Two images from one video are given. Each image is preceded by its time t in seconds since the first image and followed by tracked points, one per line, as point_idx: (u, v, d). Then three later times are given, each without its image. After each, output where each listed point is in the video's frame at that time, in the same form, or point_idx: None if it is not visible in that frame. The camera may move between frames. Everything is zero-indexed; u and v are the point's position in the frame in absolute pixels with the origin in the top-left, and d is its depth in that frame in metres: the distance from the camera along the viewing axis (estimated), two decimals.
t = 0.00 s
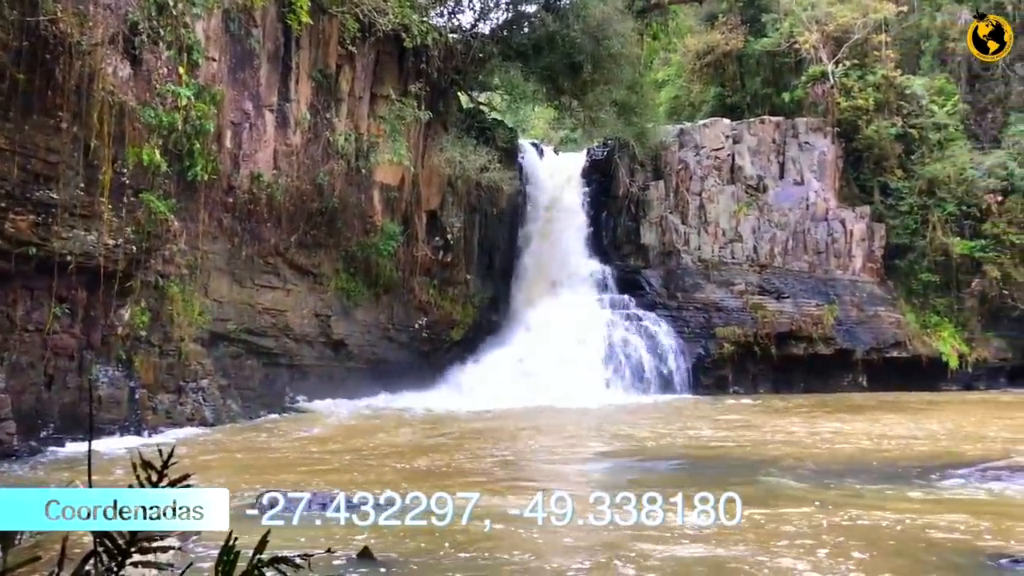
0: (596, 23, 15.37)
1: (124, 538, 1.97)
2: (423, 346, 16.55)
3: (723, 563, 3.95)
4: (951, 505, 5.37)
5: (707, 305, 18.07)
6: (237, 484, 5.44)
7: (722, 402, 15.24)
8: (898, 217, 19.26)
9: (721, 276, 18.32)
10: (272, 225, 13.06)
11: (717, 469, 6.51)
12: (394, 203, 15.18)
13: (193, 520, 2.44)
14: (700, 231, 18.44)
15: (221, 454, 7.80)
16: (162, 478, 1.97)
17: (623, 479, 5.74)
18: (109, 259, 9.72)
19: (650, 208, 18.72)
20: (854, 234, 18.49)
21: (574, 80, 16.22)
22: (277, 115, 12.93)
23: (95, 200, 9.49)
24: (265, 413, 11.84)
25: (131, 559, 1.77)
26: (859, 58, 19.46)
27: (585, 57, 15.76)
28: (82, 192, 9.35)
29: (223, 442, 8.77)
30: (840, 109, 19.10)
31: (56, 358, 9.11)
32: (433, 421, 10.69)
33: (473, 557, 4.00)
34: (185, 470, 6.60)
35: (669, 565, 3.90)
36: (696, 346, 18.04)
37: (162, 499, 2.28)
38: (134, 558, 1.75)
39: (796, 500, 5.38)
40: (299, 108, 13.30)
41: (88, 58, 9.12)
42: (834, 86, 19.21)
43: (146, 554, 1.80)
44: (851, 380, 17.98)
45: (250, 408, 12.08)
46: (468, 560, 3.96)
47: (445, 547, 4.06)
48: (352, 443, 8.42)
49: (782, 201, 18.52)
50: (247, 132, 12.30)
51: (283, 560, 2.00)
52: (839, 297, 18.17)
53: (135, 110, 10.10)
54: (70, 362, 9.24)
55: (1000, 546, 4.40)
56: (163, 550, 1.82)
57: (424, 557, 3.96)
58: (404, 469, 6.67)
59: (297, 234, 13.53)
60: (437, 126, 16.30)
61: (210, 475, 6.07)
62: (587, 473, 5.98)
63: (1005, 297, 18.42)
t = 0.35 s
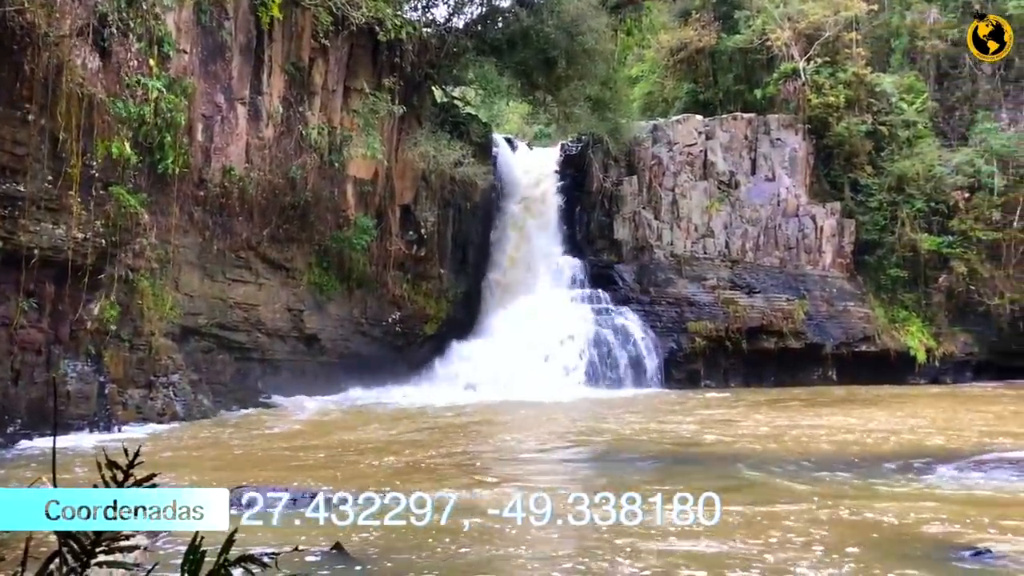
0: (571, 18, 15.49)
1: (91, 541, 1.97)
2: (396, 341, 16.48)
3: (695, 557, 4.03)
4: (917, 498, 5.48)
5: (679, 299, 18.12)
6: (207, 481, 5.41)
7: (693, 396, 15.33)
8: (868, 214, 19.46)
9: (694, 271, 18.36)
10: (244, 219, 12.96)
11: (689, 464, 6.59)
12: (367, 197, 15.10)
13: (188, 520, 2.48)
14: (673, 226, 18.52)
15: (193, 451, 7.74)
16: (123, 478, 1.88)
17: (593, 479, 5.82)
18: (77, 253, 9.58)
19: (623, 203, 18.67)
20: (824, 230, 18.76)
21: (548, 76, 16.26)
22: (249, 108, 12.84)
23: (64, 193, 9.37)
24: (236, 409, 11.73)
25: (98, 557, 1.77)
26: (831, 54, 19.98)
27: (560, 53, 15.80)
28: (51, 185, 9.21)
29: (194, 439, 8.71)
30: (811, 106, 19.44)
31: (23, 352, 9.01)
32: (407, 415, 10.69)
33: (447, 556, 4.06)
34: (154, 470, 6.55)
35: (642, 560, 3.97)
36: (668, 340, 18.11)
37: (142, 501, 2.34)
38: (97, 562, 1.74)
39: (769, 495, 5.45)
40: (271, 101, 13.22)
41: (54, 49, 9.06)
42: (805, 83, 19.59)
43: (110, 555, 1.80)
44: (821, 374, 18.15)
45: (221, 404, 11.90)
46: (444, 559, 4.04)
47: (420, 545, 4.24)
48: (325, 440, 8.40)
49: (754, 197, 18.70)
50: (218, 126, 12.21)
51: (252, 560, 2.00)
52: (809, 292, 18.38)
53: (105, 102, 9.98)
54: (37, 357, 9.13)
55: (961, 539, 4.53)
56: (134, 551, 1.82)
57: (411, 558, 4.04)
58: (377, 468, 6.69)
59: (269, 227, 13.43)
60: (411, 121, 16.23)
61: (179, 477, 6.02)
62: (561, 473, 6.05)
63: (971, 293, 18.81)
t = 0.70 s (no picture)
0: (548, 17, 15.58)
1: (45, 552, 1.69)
2: (372, 338, 16.37)
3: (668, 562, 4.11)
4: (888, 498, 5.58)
5: (655, 298, 18.11)
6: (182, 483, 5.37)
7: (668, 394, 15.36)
8: (842, 213, 19.59)
9: (670, 270, 18.40)
10: (218, 216, 12.85)
11: (663, 468, 6.66)
12: (343, 194, 15.00)
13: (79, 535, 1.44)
14: (649, 225, 18.54)
15: (165, 451, 7.67)
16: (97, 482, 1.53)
17: (570, 490, 5.85)
18: (48, 250, 9.43)
19: (600, 202, 18.63)
20: (798, 229, 18.86)
21: (525, 74, 16.37)
22: (224, 104, 12.75)
23: (34, 189, 9.22)
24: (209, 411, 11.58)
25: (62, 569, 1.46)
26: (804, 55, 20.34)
27: (537, 52, 15.96)
28: (21, 182, 9.07)
29: (168, 438, 8.65)
30: (786, 106, 19.56)
31: None
32: (385, 415, 10.67)
33: (418, 562, 4.13)
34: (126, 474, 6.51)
35: (614, 565, 4.05)
36: (644, 338, 18.07)
37: (14, 498, 1.43)
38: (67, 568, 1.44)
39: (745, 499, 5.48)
40: (246, 98, 13.13)
41: (24, 43, 8.99)
42: (780, 84, 19.77)
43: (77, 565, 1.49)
44: (794, 372, 18.25)
45: (194, 404, 12.11)
46: (417, 564, 4.10)
47: (394, 547, 4.42)
48: (300, 440, 8.36)
49: (729, 196, 18.82)
50: (192, 122, 12.13)
51: (227, 557, 1.64)
52: (784, 291, 18.42)
53: (76, 97, 9.86)
54: (7, 356, 9.02)
55: (929, 536, 4.64)
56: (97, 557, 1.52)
57: (386, 564, 4.11)
58: (353, 469, 6.68)
59: (244, 225, 13.31)
60: (388, 118, 16.12)
61: (151, 487, 6.00)
62: (538, 483, 6.09)
63: (942, 292, 19.09)
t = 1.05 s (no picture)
0: (526, 20, 15.67)
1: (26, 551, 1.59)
2: (348, 340, 16.23)
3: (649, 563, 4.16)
4: (865, 501, 5.65)
5: (632, 300, 18.13)
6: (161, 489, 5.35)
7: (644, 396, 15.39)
8: (817, 216, 19.81)
9: (646, 273, 18.47)
10: (194, 217, 12.74)
11: (642, 470, 6.73)
12: (320, 195, 14.91)
13: None
14: (626, 228, 18.62)
15: (139, 455, 7.61)
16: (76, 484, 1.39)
17: (551, 493, 5.87)
18: (20, 251, 9.32)
19: (578, 205, 18.75)
20: (774, 232, 19.01)
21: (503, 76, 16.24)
22: (200, 104, 12.66)
23: (6, 189, 9.10)
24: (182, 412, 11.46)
25: (32, 572, 1.31)
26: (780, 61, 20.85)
27: (516, 54, 15.89)
28: None
29: (143, 441, 8.57)
30: (762, 110, 19.83)
31: None
32: (364, 417, 10.65)
33: (400, 564, 4.13)
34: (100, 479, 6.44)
35: (595, 566, 4.09)
36: (621, 340, 18.08)
37: None
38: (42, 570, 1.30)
39: (726, 503, 5.53)
40: (222, 98, 13.04)
41: None
42: (756, 88, 20.05)
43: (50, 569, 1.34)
44: (769, 374, 18.37)
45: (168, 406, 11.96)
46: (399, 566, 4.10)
47: (378, 551, 4.41)
48: (279, 443, 8.31)
49: (705, 199, 18.95)
50: (167, 123, 12.03)
51: (199, 560, 1.50)
52: (759, 293, 18.56)
53: (49, 96, 9.77)
54: None
55: (905, 537, 4.70)
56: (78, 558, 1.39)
57: (369, 566, 4.11)
58: (334, 472, 6.67)
59: (220, 226, 13.20)
60: (367, 119, 16.08)
61: (127, 491, 5.93)
62: (519, 485, 6.12)
63: (914, 295, 19.41)
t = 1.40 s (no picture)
0: (507, 22, 15.71)
1: None
2: (329, 342, 16.10)
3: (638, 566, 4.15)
4: (847, 501, 5.67)
5: (614, 301, 18.13)
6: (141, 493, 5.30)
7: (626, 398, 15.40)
8: (797, 218, 19.97)
9: (628, 274, 18.51)
10: (174, 218, 12.65)
11: (625, 472, 6.75)
12: (301, 197, 14.83)
13: None
14: (608, 230, 18.67)
15: (119, 459, 7.55)
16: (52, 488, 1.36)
17: (535, 496, 5.86)
18: None
19: (560, 207, 18.73)
20: (754, 234, 19.11)
21: (485, 77, 16.36)
22: (179, 105, 12.58)
23: None
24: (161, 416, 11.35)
25: None
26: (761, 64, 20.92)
27: (497, 56, 15.91)
28: None
29: (121, 445, 8.46)
30: (742, 112, 20.06)
31: None
32: (345, 420, 10.59)
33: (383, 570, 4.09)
34: (77, 485, 6.37)
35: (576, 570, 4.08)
36: (603, 342, 18.07)
37: None
38: (16, 574, 1.25)
39: (710, 505, 5.55)
40: (202, 99, 12.95)
41: None
42: (737, 91, 20.20)
43: (25, 573, 1.31)
44: (750, 375, 18.44)
45: (147, 408, 11.83)
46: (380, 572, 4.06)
47: (361, 555, 4.37)
48: (259, 447, 8.24)
49: (686, 201, 19.05)
50: (147, 123, 11.95)
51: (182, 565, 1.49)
52: (739, 294, 18.66)
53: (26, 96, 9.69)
54: None
55: (887, 537, 4.73)
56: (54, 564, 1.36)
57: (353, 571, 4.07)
58: (315, 476, 6.62)
59: (199, 227, 13.11)
60: (348, 120, 16.05)
61: (104, 497, 5.86)
62: (503, 488, 6.10)
63: (893, 297, 19.59)
